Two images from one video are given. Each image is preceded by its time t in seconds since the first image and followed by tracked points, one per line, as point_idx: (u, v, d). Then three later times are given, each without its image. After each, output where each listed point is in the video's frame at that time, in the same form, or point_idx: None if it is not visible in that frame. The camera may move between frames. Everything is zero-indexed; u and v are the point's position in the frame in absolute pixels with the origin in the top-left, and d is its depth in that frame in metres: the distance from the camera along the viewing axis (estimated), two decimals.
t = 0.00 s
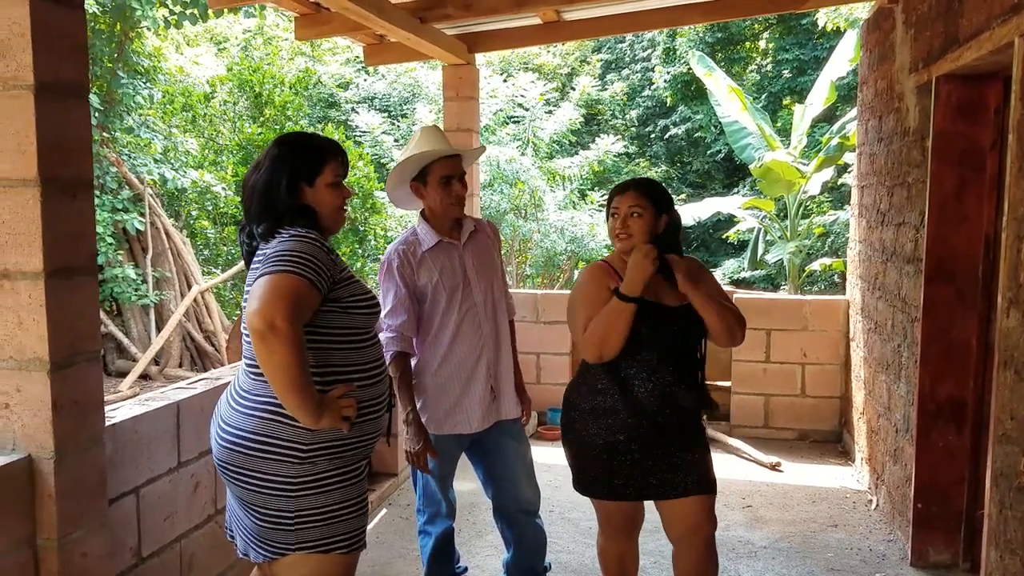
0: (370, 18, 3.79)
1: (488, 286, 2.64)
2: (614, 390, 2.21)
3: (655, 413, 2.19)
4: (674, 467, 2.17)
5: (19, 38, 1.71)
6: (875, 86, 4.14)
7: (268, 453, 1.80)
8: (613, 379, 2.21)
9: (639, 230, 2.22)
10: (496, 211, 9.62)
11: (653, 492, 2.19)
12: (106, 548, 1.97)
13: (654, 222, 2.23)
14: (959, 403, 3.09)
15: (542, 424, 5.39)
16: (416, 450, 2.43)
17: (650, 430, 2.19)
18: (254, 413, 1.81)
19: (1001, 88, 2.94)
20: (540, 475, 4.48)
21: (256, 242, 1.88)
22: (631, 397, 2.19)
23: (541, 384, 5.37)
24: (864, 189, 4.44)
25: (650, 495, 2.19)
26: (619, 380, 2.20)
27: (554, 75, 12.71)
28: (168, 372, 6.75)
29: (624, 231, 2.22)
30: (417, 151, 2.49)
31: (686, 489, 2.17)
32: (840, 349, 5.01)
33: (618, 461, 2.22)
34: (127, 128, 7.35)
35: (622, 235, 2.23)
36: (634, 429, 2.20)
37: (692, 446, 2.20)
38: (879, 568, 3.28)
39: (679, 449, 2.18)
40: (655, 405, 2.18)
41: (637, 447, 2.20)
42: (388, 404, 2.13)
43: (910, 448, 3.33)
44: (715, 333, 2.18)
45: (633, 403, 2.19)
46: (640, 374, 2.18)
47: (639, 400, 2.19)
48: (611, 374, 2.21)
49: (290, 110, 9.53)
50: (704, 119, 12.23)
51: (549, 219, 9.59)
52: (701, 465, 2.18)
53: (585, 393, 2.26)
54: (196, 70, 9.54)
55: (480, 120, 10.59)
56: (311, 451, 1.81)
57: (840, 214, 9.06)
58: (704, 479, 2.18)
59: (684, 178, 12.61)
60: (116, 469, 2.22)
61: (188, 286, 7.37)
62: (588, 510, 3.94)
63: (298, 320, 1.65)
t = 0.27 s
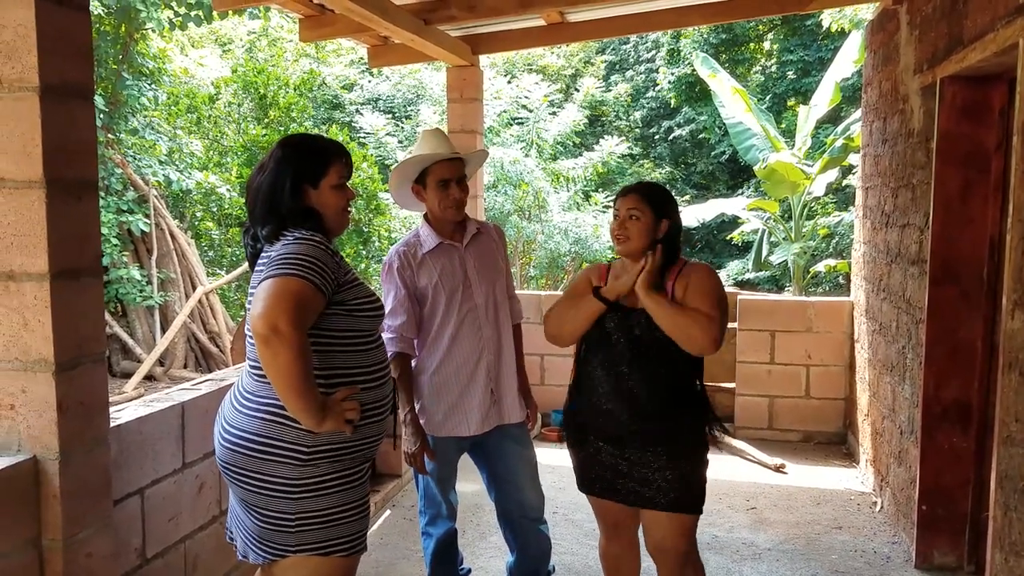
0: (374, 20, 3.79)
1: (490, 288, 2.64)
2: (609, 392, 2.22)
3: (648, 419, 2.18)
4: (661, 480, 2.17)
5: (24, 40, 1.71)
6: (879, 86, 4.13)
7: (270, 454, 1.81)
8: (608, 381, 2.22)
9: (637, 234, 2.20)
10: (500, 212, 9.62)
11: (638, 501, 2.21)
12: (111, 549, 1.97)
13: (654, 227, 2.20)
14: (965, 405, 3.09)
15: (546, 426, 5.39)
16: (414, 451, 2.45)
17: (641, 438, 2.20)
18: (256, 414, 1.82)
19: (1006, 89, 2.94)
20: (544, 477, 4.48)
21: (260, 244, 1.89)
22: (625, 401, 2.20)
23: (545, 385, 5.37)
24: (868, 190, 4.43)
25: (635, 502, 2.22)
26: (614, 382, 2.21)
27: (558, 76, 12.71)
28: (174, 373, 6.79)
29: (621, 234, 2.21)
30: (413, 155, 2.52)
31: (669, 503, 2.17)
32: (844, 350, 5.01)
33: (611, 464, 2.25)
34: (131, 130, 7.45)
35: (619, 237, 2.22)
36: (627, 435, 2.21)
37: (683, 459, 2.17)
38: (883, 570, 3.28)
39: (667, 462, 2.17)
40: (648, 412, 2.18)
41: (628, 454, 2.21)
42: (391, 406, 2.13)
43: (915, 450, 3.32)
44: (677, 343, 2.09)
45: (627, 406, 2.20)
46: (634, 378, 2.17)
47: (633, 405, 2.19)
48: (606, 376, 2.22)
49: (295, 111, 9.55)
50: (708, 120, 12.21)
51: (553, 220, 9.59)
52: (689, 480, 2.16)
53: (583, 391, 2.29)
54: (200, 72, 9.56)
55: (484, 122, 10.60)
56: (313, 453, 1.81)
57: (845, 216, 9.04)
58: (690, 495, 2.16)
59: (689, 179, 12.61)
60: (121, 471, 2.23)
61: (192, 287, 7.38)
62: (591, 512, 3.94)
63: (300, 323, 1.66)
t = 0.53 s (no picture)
0: (378, 22, 3.80)
1: (490, 290, 2.64)
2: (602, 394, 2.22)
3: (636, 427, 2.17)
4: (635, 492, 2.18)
5: (29, 43, 1.72)
6: (883, 88, 4.13)
7: (273, 456, 1.81)
8: (604, 381, 2.22)
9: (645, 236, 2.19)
10: (503, 214, 9.62)
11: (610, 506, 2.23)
12: (114, 550, 1.98)
13: (665, 235, 2.17)
14: (969, 408, 3.08)
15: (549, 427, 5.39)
16: (411, 453, 2.48)
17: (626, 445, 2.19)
18: (260, 416, 1.82)
19: (1010, 91, 2.93)
20: (547, 479, 4.48)
21: (264, 247, 1.89)
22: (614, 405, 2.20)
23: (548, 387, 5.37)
24: (872, 192, 4.42)
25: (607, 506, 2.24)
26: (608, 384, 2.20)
27: (562, 77, 12.72)
28: (177, 374, 6.80)
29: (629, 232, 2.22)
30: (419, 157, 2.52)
31: (640, 514, 2.19)
32: (848, 352, 5.00)
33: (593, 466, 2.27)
34: (137, 132, 7.47)
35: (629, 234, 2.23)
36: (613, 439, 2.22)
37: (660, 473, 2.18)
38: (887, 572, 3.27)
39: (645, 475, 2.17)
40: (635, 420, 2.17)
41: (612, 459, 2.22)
42: (394, 408, 2.14)
43: (919, 452, 3.31)
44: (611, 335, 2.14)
45: (616, 409, 2.20)
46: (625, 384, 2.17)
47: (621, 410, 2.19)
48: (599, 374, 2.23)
49: (298, 113, 9.57)
50: (712, 121, 12.21)
51: (557, 221, 9.60)
52: (661, 494, 2.18)
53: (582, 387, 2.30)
54: (204, 74, 9.59)
55: (487, 124, 10.61)
56: (315, 455, 1.82)
57: (849, 217, 9.03)
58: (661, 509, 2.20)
59: (692, 181, 12.60)
60: (125, 473, 2.23)
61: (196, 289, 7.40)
62: (594, 514, 3.93)
63: (303, 327, 1.66)
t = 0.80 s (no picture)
0: (381, 24, 3.81)
1: (494, 292, 2.63)
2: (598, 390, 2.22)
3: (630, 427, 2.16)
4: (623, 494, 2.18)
5: (33, 45, 1.73)
6: (887, 89, 4.12)
7: (276, 457, 1.81)
8: (602, 380, 2.21)
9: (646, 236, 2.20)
10: (507, 216, 9.62)
11: (596, 505, 2.23)
12: (117, 551, 1.98)
13: (665, 238, 2.17)
14: (973, 409, 3.07)
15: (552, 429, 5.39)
16: (409, 456, 2.58)
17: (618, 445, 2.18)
18: (263, 418, 1.82)
19: (1014, 92, 2.92)
20: (549, 480, 4.48)
21: (268, 249, 1.89)
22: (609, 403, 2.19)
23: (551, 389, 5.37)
24: (876, 194, 4.42)
25: (593, 505, 2.24)
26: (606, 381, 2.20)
27: (565, 79, 12.73)
28: (181, 376, 6.89)
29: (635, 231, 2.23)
30: (434, 157, 2.50)
31: (627, 517, 2.19)
32: (852, 354, 4.98)
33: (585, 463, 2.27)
34: (140, 134, 7.45)
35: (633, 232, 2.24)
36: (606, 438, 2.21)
37: (650, 477, 2.17)
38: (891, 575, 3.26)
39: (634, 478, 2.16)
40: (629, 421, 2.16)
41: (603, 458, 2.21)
42: (397, 410, 2.14)
43: (923, 454, 3.31)
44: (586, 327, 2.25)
45: (611, 411, 2.19)
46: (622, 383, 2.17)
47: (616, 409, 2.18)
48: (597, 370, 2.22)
49: (302, 115, 9.58)
50: (715, 123, 12.20)
51: (560, 223, 9.61)
52: (649, 497, 2.19)
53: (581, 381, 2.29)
54: (209, 76, 9.61)
55: (491, 125, 10.62)
56: (318, 457, 1.82)
57: (853, 218, 9.02)
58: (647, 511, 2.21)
59: (696, 182, 12.58)
60: (128, 473, 2.24)
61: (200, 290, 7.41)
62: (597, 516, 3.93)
63: (307, 328, 1.66)
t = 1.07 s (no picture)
0: (384, 25, 3.81)
1: (497, 292, 2.64)
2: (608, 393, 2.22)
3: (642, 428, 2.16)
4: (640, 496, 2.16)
5: (36, 45, 1.73)
6: (890, 90, 4.12)
7: (280, 457, 1.81)
8: (609, 381, 2.21)
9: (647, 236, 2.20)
10: (510, 217, 9.62)
11: (613, 509, 2.22)
12: (120, 550, 1.98)
13: (665, 237, 2.17)
14: (976, 410, 3.06)
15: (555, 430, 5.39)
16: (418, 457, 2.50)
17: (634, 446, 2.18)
18: (267, 417, 1.82)
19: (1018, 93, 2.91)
20: (552, 481, 4.47)
21: (272, 249, 1.89)
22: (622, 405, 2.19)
23: (554, 390, 5.37)
24: (879, 194, 4.41)
25: (610, 508, 2.23)
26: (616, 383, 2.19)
27: (568, 80, 12.74)
28: (184, 377, 6.89)
29: (636, 230, 2.23)
30: (436, 156, 2.50)
31: (646, 518, 2.17)
32: (855, 355, 4.98)
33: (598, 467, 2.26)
34: (143, 134, 7.45)
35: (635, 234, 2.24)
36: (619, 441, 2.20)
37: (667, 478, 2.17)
38: None
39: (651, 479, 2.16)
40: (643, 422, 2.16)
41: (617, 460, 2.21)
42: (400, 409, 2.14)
43: (926, 455, 3.30)
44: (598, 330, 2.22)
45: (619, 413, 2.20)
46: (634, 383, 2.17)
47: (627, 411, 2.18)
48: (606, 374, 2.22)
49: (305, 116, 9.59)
50: (719, 124, 12.19)
51: (563, 224, 9.61)
52: (668, 498, 2.18)
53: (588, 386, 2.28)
54: (212, 77, 9.63)
55: (494, 126, 10.62)
56: (322, 456, 1.82)
57: (856, 220, 9.01)
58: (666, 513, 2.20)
59: (699, 183, 12.58)
60: (131, 474, 2.24)
61: (203, 291, 7.42)
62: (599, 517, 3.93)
63: (311, 328, 1.66)
